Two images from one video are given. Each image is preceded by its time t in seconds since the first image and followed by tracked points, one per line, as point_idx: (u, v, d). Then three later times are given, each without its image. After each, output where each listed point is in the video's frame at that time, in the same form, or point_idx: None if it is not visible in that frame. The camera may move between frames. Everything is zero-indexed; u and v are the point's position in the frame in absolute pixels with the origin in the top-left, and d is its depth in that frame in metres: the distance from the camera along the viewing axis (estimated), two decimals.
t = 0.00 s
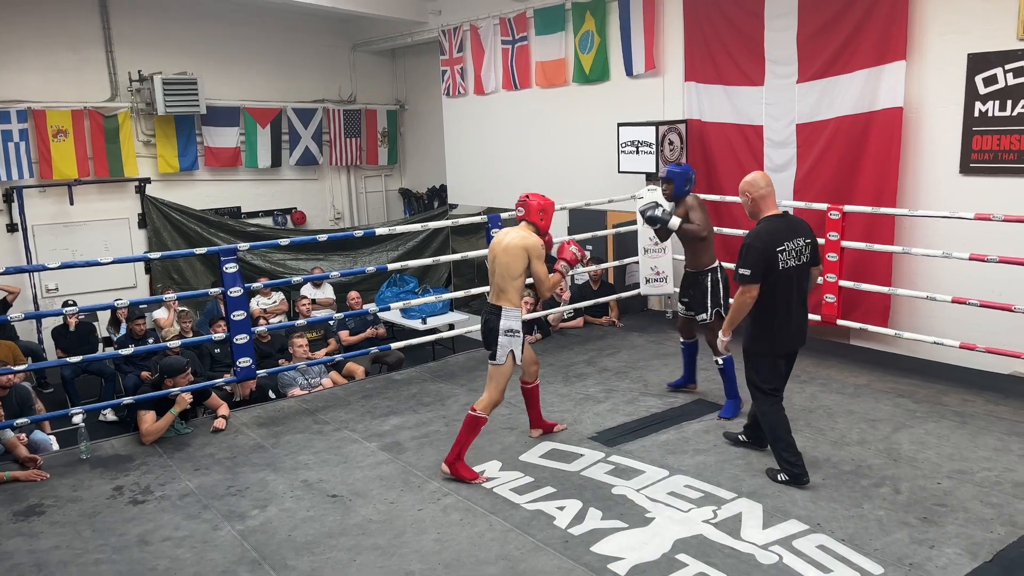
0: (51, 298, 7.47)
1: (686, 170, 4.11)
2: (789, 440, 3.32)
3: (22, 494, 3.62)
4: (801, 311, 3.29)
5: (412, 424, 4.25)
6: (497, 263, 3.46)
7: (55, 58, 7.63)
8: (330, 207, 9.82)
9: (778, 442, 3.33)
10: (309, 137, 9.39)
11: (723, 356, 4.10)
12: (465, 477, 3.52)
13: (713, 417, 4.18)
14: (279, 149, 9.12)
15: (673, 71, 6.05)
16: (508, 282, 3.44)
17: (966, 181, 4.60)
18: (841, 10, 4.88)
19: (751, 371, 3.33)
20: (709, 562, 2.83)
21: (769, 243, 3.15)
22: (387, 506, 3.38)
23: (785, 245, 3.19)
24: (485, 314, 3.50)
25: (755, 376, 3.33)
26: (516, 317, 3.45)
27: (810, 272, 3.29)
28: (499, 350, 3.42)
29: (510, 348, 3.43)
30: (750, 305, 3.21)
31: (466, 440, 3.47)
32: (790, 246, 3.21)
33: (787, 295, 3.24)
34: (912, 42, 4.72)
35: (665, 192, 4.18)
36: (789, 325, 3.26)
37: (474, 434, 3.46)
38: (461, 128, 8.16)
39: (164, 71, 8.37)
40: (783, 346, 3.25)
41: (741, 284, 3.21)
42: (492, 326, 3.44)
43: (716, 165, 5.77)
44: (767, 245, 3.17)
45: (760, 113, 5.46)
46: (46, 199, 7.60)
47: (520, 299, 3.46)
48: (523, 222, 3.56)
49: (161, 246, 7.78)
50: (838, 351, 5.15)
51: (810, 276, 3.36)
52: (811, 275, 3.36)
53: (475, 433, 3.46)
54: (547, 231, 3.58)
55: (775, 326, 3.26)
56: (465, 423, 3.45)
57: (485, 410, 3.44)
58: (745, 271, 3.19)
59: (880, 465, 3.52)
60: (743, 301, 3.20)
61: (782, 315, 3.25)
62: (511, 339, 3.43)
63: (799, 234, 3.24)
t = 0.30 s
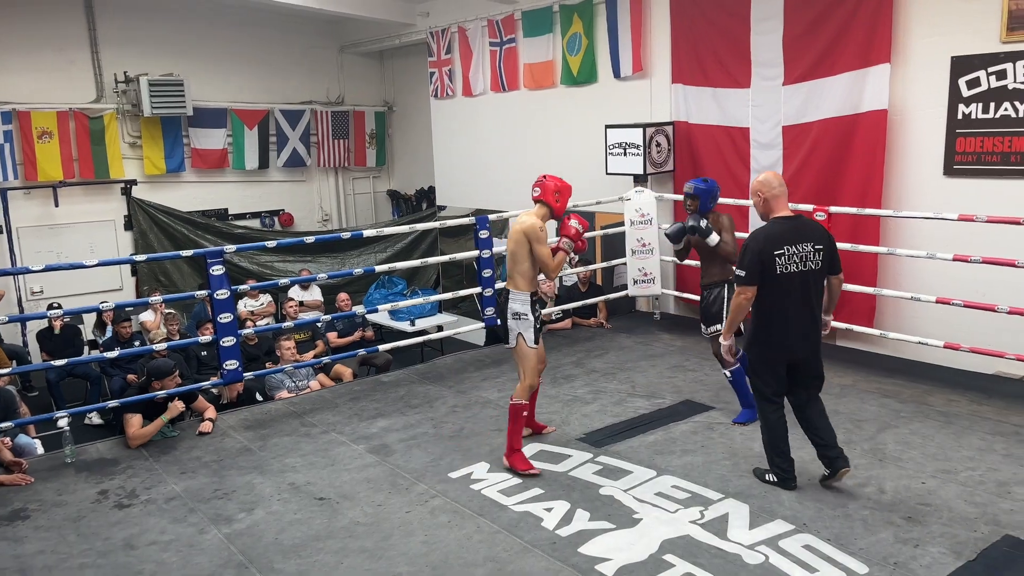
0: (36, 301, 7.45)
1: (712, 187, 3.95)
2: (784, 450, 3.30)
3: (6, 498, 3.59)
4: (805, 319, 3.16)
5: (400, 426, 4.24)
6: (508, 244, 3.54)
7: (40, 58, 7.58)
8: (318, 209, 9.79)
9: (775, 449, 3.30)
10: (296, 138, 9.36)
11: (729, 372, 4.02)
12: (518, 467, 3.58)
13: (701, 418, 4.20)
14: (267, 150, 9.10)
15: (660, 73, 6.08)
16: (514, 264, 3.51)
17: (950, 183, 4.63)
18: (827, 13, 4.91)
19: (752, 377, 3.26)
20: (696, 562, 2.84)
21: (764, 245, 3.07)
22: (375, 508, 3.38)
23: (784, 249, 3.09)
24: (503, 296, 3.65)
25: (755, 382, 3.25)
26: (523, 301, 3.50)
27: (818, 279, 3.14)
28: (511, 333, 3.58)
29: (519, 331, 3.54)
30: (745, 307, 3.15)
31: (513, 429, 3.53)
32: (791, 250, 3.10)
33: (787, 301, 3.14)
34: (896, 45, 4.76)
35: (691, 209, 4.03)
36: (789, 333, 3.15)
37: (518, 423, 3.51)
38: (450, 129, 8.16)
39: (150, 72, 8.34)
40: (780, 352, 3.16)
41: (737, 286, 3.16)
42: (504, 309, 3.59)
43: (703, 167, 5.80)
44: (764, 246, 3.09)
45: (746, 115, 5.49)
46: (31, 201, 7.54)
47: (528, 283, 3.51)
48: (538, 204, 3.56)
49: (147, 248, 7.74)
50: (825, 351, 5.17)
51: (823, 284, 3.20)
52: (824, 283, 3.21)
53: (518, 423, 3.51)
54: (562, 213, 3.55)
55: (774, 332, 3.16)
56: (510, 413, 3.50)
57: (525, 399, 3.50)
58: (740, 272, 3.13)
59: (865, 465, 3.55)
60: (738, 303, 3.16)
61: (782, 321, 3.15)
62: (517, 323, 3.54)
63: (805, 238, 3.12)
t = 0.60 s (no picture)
0: (16, 302, 7.38)
1: (701, 176, 4.15)
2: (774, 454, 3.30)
3: None
4: (822, 331, 2.97)
5: (384, 428, 4.23)
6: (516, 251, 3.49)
7: (19, 58, 7.50)
8: (302, 210, 9.75)
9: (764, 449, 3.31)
10: (281, 139, 9.32)
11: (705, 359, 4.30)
12: (518, 473, 3.56)
13: (684, 419, 4.21)
14: (250, 151, 9.05)
15: (644, 76, 6.10)
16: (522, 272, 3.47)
17: (931, 186, 4.67)
18: (810, 16, 4.94)
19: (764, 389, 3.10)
20: (679, 563, 2.85)
21: (779, 250, 2.92)
22: (358, 511, 3.36)
23: (799, 255, 2.93)
24: (508, 304, 3.56)
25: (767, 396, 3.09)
26: (537, 307, 3.48)
27: (836, 289, 2.97)
28: (521, 340, 3.50)
29: (531, 338, 3.49)
30: (759, 316, 2.99)
31: (516, 435, 3.51)
32: (808, 258, 2.94)
33: (803, 310, 2.97)
34: (878, 49, 4.79)
35: (683, 198, 4.23)
36: (804, 345, 2.97)
37: (520, 429, 3.49)
38: (435, 131, 8.15)
39: (132, 72, 8.28)
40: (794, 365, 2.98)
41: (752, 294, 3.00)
42: (512, 318, 3.51)
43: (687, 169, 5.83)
44: (779, 253, 2.93)
45: (729, 117, 5.52)
46: (11, 201, 7.47)
47: (540, 289, 3.50)
48: (547, 208, 3.51)
49: (129, 249, 7.67)
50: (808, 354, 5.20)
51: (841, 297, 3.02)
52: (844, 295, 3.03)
53: (520, 428, 3.48)
54: (570, 218, 3.53)
55: (789, 344, 2.99)
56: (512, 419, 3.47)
57: (527, 405, 3.47)
58: (754, 279, 2.98)
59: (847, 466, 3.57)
60: (751, 312, 2.99)
61: (797, 332, 2.97)
62: (530, 330, 3.48)
63: (823, 247, 2.95)
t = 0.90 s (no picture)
0: None
1: (685, 170, 4.16)
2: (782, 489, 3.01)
3: None
4: (826, 338, 2.86)
5: (367, 432, 4.20)
6: (529, 256, 3.49)
7: None
8: (285, 212, 9.71)
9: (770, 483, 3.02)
10: (264, 140, 9.28)
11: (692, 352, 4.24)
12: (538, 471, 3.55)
13: (668, 422, 4.22)
14: (233, 152, 9.00)
15: (629, 80, 6.12)
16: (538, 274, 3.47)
17: (911, 190, 4.71)
18: (793, 22, 4.98)
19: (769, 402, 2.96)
20: (661, 566, 2.85)
21: (779, 253, 2.81)
22: (340, 515, 3.34)
23: (801, 258, 2.83)
24: (520, 309, 3.54)
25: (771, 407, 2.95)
26: (551, 309, 3.50)
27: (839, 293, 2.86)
28: (540, 343, 3.50)
29: (551, 339, 3.50)
30: (762, 323, 2.86)
31: (534, 429, 3.52)
32: (810, 260, 2.83)
33: (806, 316, 2.85)
34: (860, 55, 4.83)
35: (668, 191, 4.24)
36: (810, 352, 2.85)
37: (542, 424, 3.51)
38: (419, 133, 8.13)
39: (113, 72, 8.20)
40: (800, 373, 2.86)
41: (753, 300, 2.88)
42: (528, 322, 3.50)
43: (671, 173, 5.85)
44: (780, 255, 2.83)
45: (713, 122, 5.54)
46: None
47: (553, 291, 3.51)
48: (553, 213, 3.56)
49: (110, 251, 7.60)
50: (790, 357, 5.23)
51: (844, 302, 2.92)
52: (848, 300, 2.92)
53: (542, 423, 3.51)
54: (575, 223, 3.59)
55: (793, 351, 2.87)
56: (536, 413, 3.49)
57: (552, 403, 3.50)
58: (756, 284, 2.86)
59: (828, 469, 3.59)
60: (753, 318, 2.87)
61: (800, 339, 2.86)
62: (548, 332, 3.49)
63: (825, 249, 2.85)
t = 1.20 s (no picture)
0: None
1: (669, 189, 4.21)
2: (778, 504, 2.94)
3: None
4: (804, 347, 2.85)
5: (347, 437, 4.18)
6: (544, 274, 3.50)
7: None
8: (267, 215, 9.65)
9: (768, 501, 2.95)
10: (245, 143, 9.23)
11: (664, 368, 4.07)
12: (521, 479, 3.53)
13: (649, 427, 4.22)
14: (214, 155, 8.94)
15: (612, 85, 6.14)
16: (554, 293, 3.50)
17: (890, 197, 4.75)
18: (774, 29, 5.02)
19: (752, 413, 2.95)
20: (642, 572, 2.85)
21: (753, 262, 2.82)
22: (319, 521, 3.31)
23: (777, 267, 2.83)
24: (534, 324, 3.55)
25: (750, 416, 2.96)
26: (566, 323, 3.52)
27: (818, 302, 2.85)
28: (552, 358, 3.48)
29: (563, 355, 3.49)
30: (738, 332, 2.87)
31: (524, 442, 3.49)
32: (787, 269, 2.83)
33: (784, 325, 2.85)
34: (840, 63, 4.88)
35: (651, 210, 4.20)
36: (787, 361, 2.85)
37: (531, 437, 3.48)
38: (402, 137, 8.12)
39: (93, 74, 8.13)
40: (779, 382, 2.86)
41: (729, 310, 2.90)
42: (541, 337, 3.50)
43: (653, 178, 5.87)
44: (755, 265, 2.83)
45: (695, 128, 5.57)
46: None
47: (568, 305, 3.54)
48: (558, 226, 3.57)
49: (89, 254, 7.51)
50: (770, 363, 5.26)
51: (826, 310, 2.90)
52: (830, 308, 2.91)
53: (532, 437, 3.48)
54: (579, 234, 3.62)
55: (770, 360, 2.87)
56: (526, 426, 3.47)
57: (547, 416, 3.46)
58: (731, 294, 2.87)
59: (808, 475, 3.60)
60: (728, 326, 2.89)
61: (779, 348, 2.86)
62: (562, 347, 3.49)
63: (803, 258, 2.85)
